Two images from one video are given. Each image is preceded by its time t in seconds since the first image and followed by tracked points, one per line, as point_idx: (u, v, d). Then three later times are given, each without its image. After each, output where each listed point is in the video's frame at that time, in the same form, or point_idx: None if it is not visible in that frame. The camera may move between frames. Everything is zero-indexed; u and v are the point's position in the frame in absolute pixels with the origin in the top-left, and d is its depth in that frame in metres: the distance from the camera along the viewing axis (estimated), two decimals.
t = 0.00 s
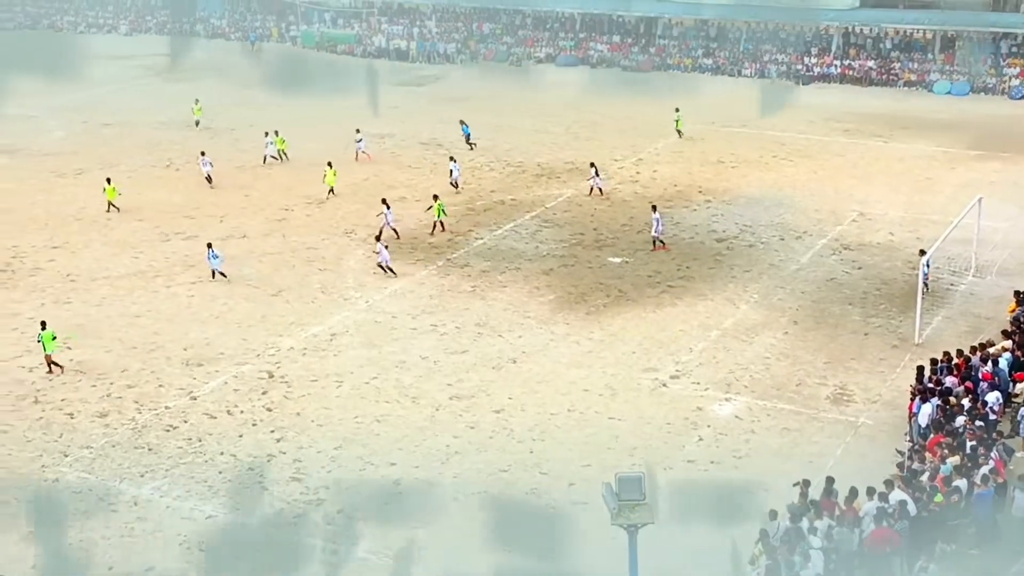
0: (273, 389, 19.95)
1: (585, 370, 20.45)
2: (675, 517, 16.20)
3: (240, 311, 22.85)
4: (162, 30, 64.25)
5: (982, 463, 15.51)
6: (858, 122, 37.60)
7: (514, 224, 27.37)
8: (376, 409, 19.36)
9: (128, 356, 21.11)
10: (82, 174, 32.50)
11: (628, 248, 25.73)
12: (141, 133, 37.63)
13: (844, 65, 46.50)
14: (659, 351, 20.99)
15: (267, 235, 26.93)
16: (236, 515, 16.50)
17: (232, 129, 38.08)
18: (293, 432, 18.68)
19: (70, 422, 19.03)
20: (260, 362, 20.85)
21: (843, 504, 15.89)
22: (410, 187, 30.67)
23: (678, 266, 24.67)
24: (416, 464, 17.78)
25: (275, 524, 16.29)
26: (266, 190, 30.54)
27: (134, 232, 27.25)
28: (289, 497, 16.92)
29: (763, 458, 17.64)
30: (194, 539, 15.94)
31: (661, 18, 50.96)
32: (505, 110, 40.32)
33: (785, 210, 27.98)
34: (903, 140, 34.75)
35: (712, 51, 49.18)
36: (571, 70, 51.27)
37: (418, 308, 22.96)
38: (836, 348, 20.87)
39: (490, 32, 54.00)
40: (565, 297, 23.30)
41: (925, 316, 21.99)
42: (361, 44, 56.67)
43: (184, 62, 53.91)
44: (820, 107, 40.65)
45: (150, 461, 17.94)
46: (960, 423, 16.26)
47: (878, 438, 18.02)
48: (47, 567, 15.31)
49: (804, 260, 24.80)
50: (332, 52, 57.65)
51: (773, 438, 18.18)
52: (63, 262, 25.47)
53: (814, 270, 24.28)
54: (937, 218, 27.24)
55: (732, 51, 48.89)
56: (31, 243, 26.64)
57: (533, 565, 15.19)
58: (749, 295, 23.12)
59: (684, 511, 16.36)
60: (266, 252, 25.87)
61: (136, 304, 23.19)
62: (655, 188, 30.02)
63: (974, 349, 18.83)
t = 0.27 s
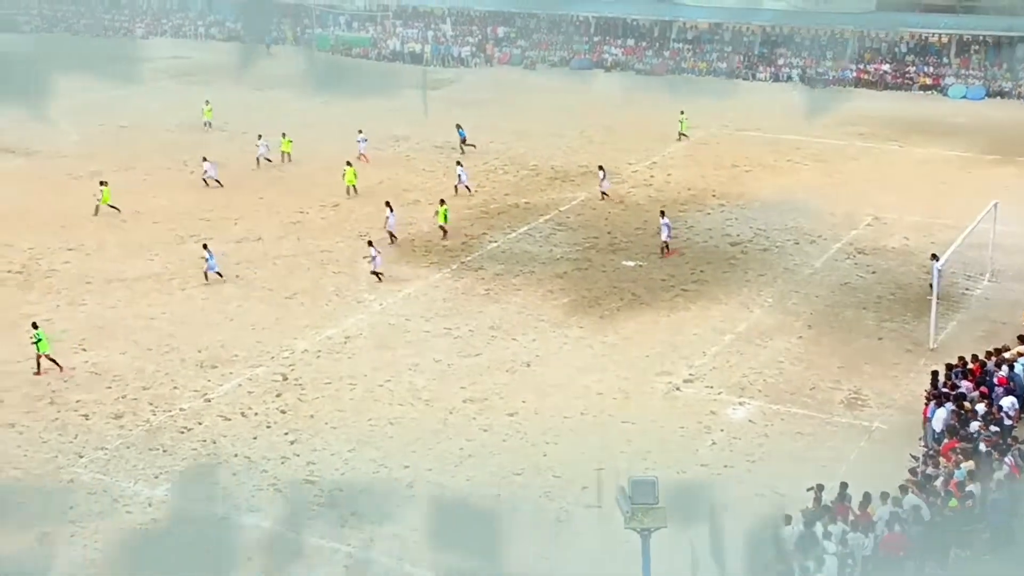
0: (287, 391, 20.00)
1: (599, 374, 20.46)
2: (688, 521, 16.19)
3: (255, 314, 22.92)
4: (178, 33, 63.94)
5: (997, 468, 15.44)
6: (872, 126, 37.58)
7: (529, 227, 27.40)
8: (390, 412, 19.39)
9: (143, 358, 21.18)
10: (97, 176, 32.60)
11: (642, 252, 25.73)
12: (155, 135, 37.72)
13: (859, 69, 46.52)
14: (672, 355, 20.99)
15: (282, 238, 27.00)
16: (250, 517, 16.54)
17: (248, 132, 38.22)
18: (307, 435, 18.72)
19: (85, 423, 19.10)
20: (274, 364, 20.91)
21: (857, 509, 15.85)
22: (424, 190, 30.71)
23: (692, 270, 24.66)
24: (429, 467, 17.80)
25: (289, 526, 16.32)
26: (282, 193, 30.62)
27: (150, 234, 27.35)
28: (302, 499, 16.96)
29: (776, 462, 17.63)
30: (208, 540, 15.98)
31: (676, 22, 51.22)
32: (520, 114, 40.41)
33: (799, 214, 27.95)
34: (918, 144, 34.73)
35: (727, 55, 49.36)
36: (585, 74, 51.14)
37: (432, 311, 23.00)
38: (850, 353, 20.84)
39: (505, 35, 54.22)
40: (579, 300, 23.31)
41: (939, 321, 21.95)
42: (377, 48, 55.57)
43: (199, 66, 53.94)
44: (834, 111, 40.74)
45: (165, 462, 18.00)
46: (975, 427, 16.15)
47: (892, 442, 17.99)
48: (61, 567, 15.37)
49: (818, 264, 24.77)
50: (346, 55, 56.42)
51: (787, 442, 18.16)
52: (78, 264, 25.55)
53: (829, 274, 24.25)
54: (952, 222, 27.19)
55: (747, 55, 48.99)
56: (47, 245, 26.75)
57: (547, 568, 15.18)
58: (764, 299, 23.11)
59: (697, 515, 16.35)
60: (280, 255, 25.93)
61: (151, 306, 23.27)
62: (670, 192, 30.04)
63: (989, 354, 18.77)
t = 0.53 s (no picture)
0: (353, 396, 20.15)
1: (665, 382, 20.37)
2: (754, 532, 16.05)
3: (322, 318, 23.13)
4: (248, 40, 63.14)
5: None
6: (944, 135, 37.06)
7: (594, 235, 27.38)
8: (454, 418, 19.45)
9: (212, 360, 21.46)
10: (168, 181, 33.13)
11: (708, 260, 25.59)
12: (224, 141, 38.24)
13: (931, 77, 45.91)
14: (739, 364, 20.84)
15: (349, 243, 27.24)
16: (315, 520, 16.67)
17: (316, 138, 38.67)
18: (372, 439, 18.84)
19: (155, 425, 19.39)
20: (340, 369, 21.07)
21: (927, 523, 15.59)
22: (490, 196, 30.82)
23: (759, 279, 24.48)
24: (493, 473, 17.83)
25: (353, 530, 16.42)
26: (349, 198, 30.91)
27: (220, 239, 27.74)
28: (367, 504, 17.06)
29: (844, 474, 17.42)
30: (274, 543, 16.14)
31: (744, 29, 49.79)
32: (585, 121, 40.45)
33: (868, 223, 27.63)
34: (990, 153, 34.19)
35: (796, 61, 48.76)
36: (652, 82, 50.80)
37: (498, 317, 23.06)
38: (921, 364, 20.55)
39: (573, 42, 53.43)
40: (645, 308, 23.24)
41: (1013, 334, 21.57)
42: (444, 55, 56.45)
43: (267, 72, 54.37)
44: (905, 118, 40.28)
45: (232, 465, 18.20)
46: None
47: (963, 456, 17.69)
48: (131, 567, 15.60)
49: (888, 274, 24.47)
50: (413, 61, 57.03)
51: (855, 454, 17.94)
52: (149, 267, 25.97)
53: (899, 285, 23.94)
54: None
55: (817, 61, 48.42)
56: (120, 248, 27.25)
57: None
58: (832, 309, 22.88)
59: (762, 526, 16.20)
60: (347, 260, 26.16)
61: (220, 309, 23.59)
62: (737, 200, 29.86)
63: None
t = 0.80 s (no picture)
0: (427, 398, 20.28)
1: (741, 391, 20.22)
2: (830, 544, 15.84)
3: (398, 321, 23.32)
4: (330, 45, 63.29)
5: None
6: None
7: (670, 242, 27.27)
8: (528, 423, 19.48)
9: (290, 361, 21.74)
10: (249, 183, 33.65)
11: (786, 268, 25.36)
12: (303, 145, 38.75)
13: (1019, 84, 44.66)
14: (817, 374, 20.62)
15: (426, 247, 27.43)
16: (388, 521, 16.80)
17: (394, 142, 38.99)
18: (446, 442, 18.93)
19: (233, 423, 19.68)
20: (415, 372, 21.22)
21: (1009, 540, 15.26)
22: (565, 202, 30.83)
23: (838, 288, 24.20)
24: (566, 478, 17.82)
25: (426, 532, 16.52)
26: (426, 202, 31.14)
27: (298, 241, 28.10)
28: (440, 506, 17.15)
29: (924, 488, 17.14)
30: (347, 542, 16.30)
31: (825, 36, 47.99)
32: (663, 127, 40.30)
33: (951, 234, 27.16)
34: None
35: (878, 69, 47.42)
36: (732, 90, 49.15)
37: (573, 323, 23.06)
38: (1004, 378, 20.16)
39: (652, 49, 52.62)
40: (721, 316, 23.10)
41: None
42: (522, 61, 54.72)
43: (346, 77, 54.70)
44: (990, 128, 39.44)
45: (308, 464, 18.41)
46: None
47: None
48: (209, 563, 15.84)
49: (971, 286, 24.04)
50: (492, 67, 55.54)
51: (935, 468, 17.64)
52: (230, 268, 26.40)
53: (982, 296, 23.51)
54: None
55: (899, 67, 47.07)
56: (201, 249, 27.74)
57: None
58: (913, 320, 22.54)
59: (839, 538, 15.99)
60: (424, 264, 26.35)
61: (298, 311, 23.89)
62: (816, 208, 29.55)
63: None
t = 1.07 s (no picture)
0: (475, 402, 20.31)
1: (791, 400, 20.06)
2: (880, 556, 15.66)
3: (447, 324, 23.37)
4: (383, 48, 63.09)
5: None
6: None
7: (722, 249, 27.13)
8: (576, 428, 19.45)
9: (339, 362, 21.87)
10: (301, 185, 33.90)
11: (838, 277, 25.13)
12: (355, 147, 38.98)
13: None
14: (868, 384, 20.42)
15: (476, 250, 27.48)
16: (435, 523, 16.83)
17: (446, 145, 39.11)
18: (494, 446, 18.95)
19: (283, 423, 19.82)
20: (464, 375, 21.26)
21: None
22: (616, 207, 30.75)
23: (891, 298, 23.95)
24: (614, 484, 17.77)
25: (473, 535, 16.53)
26: (477, 206, 31.19)
27: (349, 243, 28.27)
28: (487, 509, 17.16)
29: (977, 502, 16.89)
30: (394, 543, 16.36)
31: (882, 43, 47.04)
32: (718, 133, 40.06)
33: (1009, 244, 26.78)
34: None
35: (936, 76, 45.33)
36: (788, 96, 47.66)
37: (622, 328, 23.01)
38: None
39: (706, 55, 51.00)
40: (772, 324, 22.94)
41: None
42: (575, 65, 53.83)
43: (399, 79, 54.71)
44: None
45: (356, 465, 18.50)
46: None
47: None
48: (256, 561, 15.95)
49: None
50: (544, 72, 54.65)
51: (989, 482, 17.39)
52: (282, 268, 26.62)
53: None
54: None
55: (957, 76, 44.95)
56: (254, 249, 28.00)
57: None
58: (968, 331, 22.25)
59: (889, 549, 15.81)
60: (474, 267, 26.40)
61: (348, 312, 24.02)
62: (870, 216, 29.26)
63: None
